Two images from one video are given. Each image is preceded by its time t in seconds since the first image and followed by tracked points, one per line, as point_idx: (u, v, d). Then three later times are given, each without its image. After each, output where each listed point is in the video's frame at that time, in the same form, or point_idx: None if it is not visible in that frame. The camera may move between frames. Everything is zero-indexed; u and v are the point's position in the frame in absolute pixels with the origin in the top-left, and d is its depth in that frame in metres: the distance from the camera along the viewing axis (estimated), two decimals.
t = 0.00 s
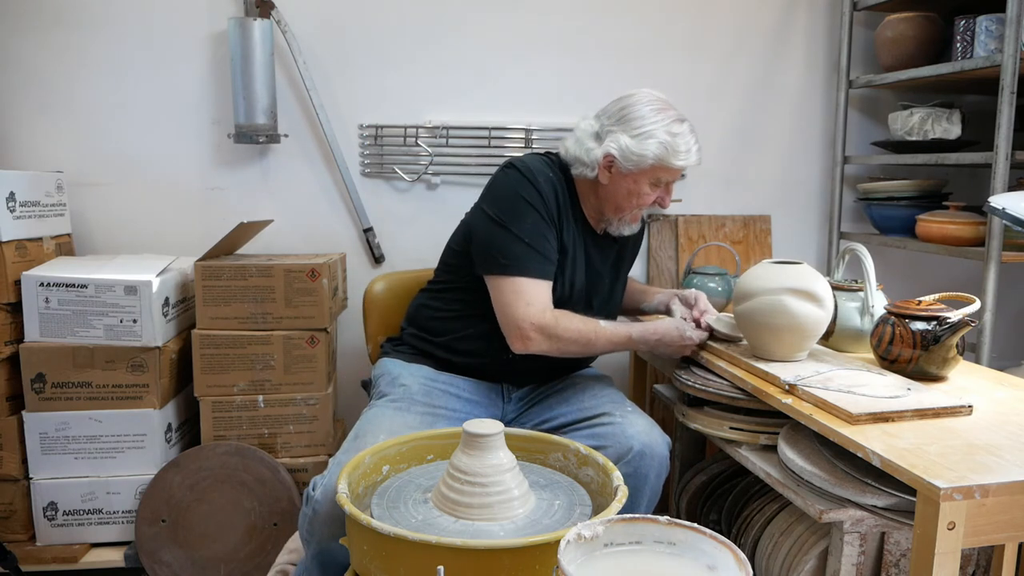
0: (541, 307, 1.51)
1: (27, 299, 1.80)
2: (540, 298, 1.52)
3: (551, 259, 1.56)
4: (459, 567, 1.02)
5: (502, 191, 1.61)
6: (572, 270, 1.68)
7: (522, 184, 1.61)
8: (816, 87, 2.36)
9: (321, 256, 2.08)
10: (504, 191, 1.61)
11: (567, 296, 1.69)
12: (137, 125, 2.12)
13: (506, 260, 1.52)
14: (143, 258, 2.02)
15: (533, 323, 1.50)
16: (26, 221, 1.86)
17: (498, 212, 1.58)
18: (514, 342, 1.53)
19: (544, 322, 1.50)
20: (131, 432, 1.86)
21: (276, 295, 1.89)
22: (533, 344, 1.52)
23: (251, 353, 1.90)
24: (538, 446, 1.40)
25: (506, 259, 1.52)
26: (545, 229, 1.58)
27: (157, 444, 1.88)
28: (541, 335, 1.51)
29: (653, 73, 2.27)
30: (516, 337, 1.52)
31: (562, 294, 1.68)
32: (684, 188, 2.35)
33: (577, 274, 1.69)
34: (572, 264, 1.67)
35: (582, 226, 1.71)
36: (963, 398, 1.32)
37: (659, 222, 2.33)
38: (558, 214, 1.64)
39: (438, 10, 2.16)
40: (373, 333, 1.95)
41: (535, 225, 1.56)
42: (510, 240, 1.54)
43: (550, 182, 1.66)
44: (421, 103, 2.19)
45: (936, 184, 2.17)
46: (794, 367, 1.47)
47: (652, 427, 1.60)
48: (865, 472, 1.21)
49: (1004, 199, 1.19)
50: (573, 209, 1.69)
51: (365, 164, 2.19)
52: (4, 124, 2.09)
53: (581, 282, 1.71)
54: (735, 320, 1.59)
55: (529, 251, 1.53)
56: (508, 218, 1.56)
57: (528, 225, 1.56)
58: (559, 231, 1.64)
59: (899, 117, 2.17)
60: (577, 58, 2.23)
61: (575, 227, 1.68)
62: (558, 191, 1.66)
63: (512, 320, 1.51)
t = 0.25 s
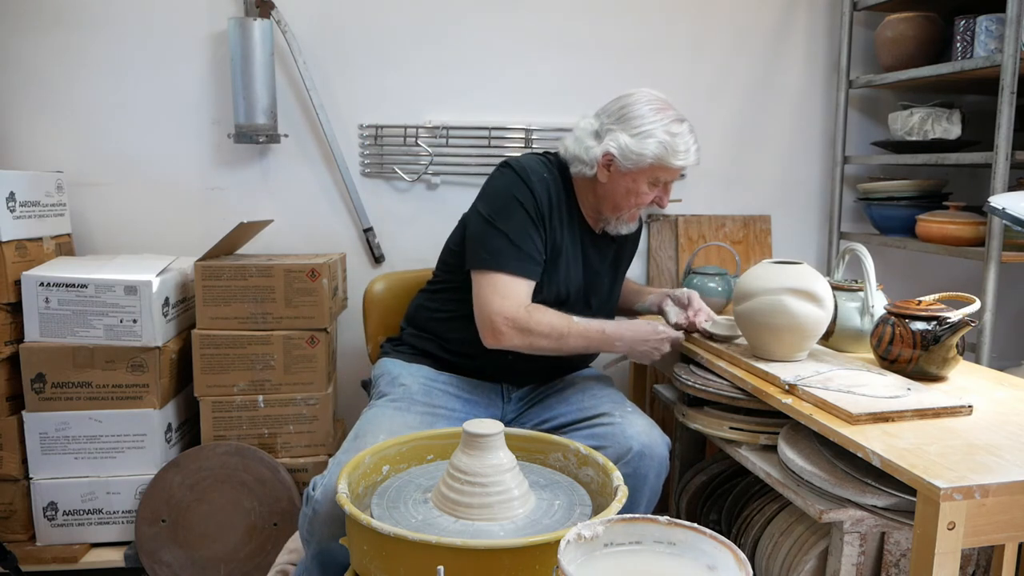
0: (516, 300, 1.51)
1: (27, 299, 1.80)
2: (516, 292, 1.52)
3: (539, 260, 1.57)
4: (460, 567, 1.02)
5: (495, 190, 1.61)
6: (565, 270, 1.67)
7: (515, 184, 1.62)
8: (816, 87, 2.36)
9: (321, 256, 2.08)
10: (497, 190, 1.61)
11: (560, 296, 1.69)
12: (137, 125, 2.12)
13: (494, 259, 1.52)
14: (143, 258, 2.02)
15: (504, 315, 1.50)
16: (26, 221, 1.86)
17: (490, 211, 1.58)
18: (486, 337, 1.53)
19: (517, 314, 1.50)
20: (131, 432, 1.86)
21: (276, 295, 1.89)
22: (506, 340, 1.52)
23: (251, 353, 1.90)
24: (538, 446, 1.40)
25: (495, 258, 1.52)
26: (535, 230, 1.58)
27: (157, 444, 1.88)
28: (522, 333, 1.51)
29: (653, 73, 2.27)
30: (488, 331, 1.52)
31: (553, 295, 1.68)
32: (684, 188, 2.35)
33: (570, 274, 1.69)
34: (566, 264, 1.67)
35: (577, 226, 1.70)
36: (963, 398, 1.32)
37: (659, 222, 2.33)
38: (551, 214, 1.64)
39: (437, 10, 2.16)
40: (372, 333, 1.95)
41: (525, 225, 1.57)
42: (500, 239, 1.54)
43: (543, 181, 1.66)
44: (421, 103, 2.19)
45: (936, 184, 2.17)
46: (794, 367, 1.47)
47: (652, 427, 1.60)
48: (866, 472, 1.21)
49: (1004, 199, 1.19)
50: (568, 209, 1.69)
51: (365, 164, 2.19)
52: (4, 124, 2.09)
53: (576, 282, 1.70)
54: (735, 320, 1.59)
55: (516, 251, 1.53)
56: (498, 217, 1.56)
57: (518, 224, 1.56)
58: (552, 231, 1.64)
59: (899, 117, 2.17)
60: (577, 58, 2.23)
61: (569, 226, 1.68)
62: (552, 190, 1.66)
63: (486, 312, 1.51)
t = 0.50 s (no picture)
0: (522, 299, 1.50)
1: (27, 299, 1.80)
2: (522, 290, 1.51)
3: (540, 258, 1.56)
4: (460, 567, 1.02)
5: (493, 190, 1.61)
6: (564, 268, 1.68)
7: (513, 183, 1.61)
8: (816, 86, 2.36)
9: (321, 256, 2.08)
10: (495, 190, 1.61)
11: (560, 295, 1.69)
12: (137, 124, 2.12)
13: (495, 258, 1.52)
14: (143, 258, 2.02)
15: (511, 314, 1.49)
16: (26, 221, 1.86)
17: (488, 210, 1.58)
18: (494, 336, 1.52)
19: (523, 313, 1.50)
20: (131, 432, 1.86)
21: (276, 295, 1.89)
22: (513, 339, 1.51)
23: (251, 353, 1.90)
24: (538, 446, 1.40)
25: (496, 257, 1.52)
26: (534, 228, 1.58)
27: (157, 444, 1.88)
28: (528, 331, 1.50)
29: (653, 72, 2.27)
30: (495, 331, 1.51)
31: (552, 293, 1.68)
32: (684, 188, 2.35)
33: (569, 272, 1.69)
34: (564, 262, 1.67)
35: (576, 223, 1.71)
36: (963, 398, 1.32)
37: (659, 222, 2.32)
38: (549, 212, 1.64)
39: (437, 10, 2.16)
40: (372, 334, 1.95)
41: (524, 223, 1.56)
42: (501, 238, 1.53)
43: (541, 180, 1.66)
44: (421, 103, 2.20)
45: (936, 184, 2.17)
46: (794, 367, 1.47)
47: (651, 427, 1.60)
48: (866, 472, 1.21)
49: (1004, 199, 1.19)
50: (566, 207, 1.69)
51: (365, 164, 2.19)
52: (4, 125, 2.09)
53: (574, 280, 1.71)
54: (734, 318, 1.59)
55: (518, 250, 1.53)
56: (497, 216, 1.56)
57: (518, 223, 1.55)
58: (550, 229, 1.64)
59: (899, 117, 2.17)
60: (577, 58, 2.23)
61: (568, 225, 1.68)
62: (549, 189, 1.66)
63: (491, 311, 1.50)
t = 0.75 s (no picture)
0: (530, 299, 1.50)
1: (27, 299, 1.80)
2: (529, 289, 1.51)
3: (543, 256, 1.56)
4: (460, 567, 1.02)
5: (493, 190, 1.61)
6: (566, 268, 1.68)
7: (514, 182, 1.61)
8: (816, 86, 2.36)
9: (321, 256, 2.08)
10: (495, 190, 1.61)
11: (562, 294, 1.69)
12: (137, 124, 2.12)
13: (500, 257, 1.51)
14: (143, 258, 2.02)
15: (522, 314, 1.49)
16: (26, 221, 1.86)
17: (490, 210, 1.57)
18: (504, 337, 1.52)
19: (532, 313, 1.49)
20: (131, 432, 1.86)
21: (276, 295, 1.89)
22: (523, 339, 1.51)
23: (251, 353, 1.90)
24: (538, 446, 1.40)
25: (500, 256, 1.51)
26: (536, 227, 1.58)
27: (157, 444, 1.88)
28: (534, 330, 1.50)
29: (653, 72, 2.27)
30: (505, 331, 1.51)
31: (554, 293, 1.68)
32: (684, 188, 2.35)
33: (570, 272, 1.69)
34: (566, 261, 1.68)
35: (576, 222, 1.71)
36: (963, 398, 1.32)
37: (659, 222, 2.32)
38: (550, 211, 1.64)
39: (437, 10, 2.15)
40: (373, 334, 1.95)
41: (527, 222, 1.56)
42: (505, 237, 1.53)
43: (541, 180, 1.66)
44: (421, 103, 2.20)
45: (936, 184, 2.16)
46: (794, 367, 1.47)
47: (651, 427, 1.60)
48: (865, 472, 1.21)
49: (1004, 199, 1.19)
50: (566, 206, 1.69)
51: (365, 164, 2.19)
52: (4, 125, 2.09)
53: (576, 279, 1.71)
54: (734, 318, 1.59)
55: (522, 249, 1.53)
56: (499, 216, 1.56)
57: (520, 222, 1.55)
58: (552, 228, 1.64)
59: (899, 117, 2.17)
60: (578, 57, 2.23)
61: (568, 224, 1.68)
62: (550, 188, 1.66)
63: (500, 311, 1.50)
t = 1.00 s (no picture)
0: (531, 299, 1.50)
1: (27, 299, 1.80)
2: (531, 290, 1.51)
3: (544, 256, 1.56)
4: (459, 567, 1.02)
5: (494, 190, 1.61)
6: (566, 268, 1.68)
7: (515, 183, 1.61)
8: (816, 86, 2.36)
9: (321, 256, 2.08)
10: (496, 190, 1.61)
11: (562, 295, 1.69)
12: (137, 124, 2.12)
13: (500, 257, 1.51)
14: (143, 258, 2.02)
15: (525, 315, 1.49)
16: (26, 221, 1.86)
17: (491, 210, 1.57)
18: (505, 337, 1.52)
19: (533, 314, 1.49)
20: (131, 432, 1.86)
21: (276, 295, 1.89)
22: (524, 340, 1.51)
23: (251, 353, 1.90)
24: (538, 446, 1.40)
25: (501, 257, 1.51)
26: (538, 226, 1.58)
27: (157, 444, 1.88)
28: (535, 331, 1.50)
29: (653, 72, 2.27)
30: (507, 333, 1.51)
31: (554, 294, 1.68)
32: (684, 188, 2.35)
33: (571, 272, 1.69)
34: (566, 262, 1.68)
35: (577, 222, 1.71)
36: (963, 398, 1.32)
37: (659, 222, 2.32)
38: (552, 211, 1.65)
39: (437, 10, 2.15)
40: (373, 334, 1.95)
41: (528, 221, 1.56)
42: (506, 237, 1.53)
43: (542, 180, 1.66)
44: (421, 103, 2.20)
45: (936, 184, 2.16)
46: (794, 367, 1.47)
47: (651, 427, 1.60)
48: (865, 472, 1.21)
49: (1004, 199, 1.19)
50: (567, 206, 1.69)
51: (365, 164, 2.19)
52: (4, 125, 2.09)
53: (576, 280, 1.71)
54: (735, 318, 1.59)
55: (523, 249, 1.53)
56: (500, 216, 1.56)
57: (521, 222, 1.55)
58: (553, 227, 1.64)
59: (899, 117, 2.17)
60: (578, 57, 2.23)
61: (569, 224, 1.68)
62: (551, 187, 1.66)
63: (501, 312, 1.50)
